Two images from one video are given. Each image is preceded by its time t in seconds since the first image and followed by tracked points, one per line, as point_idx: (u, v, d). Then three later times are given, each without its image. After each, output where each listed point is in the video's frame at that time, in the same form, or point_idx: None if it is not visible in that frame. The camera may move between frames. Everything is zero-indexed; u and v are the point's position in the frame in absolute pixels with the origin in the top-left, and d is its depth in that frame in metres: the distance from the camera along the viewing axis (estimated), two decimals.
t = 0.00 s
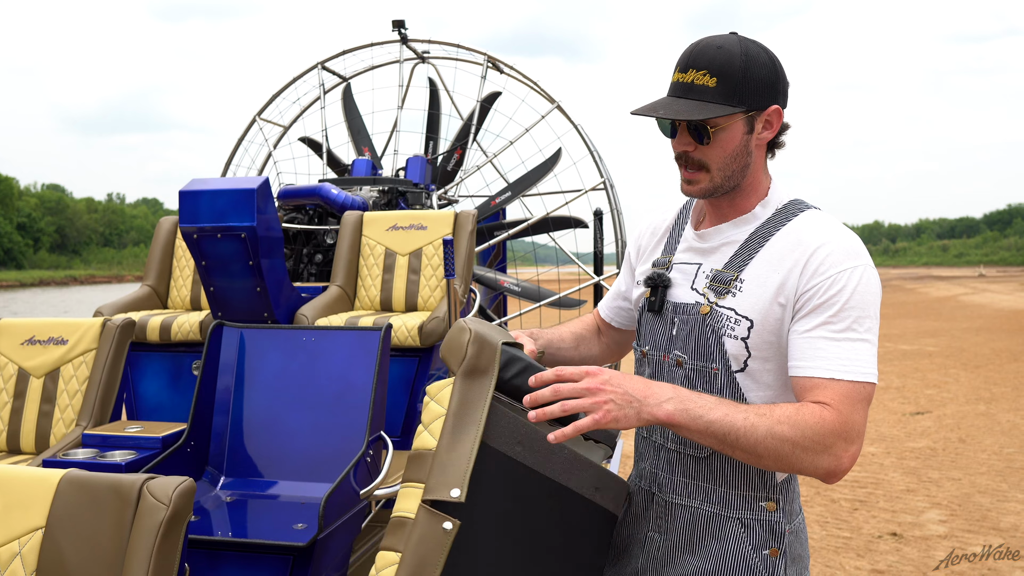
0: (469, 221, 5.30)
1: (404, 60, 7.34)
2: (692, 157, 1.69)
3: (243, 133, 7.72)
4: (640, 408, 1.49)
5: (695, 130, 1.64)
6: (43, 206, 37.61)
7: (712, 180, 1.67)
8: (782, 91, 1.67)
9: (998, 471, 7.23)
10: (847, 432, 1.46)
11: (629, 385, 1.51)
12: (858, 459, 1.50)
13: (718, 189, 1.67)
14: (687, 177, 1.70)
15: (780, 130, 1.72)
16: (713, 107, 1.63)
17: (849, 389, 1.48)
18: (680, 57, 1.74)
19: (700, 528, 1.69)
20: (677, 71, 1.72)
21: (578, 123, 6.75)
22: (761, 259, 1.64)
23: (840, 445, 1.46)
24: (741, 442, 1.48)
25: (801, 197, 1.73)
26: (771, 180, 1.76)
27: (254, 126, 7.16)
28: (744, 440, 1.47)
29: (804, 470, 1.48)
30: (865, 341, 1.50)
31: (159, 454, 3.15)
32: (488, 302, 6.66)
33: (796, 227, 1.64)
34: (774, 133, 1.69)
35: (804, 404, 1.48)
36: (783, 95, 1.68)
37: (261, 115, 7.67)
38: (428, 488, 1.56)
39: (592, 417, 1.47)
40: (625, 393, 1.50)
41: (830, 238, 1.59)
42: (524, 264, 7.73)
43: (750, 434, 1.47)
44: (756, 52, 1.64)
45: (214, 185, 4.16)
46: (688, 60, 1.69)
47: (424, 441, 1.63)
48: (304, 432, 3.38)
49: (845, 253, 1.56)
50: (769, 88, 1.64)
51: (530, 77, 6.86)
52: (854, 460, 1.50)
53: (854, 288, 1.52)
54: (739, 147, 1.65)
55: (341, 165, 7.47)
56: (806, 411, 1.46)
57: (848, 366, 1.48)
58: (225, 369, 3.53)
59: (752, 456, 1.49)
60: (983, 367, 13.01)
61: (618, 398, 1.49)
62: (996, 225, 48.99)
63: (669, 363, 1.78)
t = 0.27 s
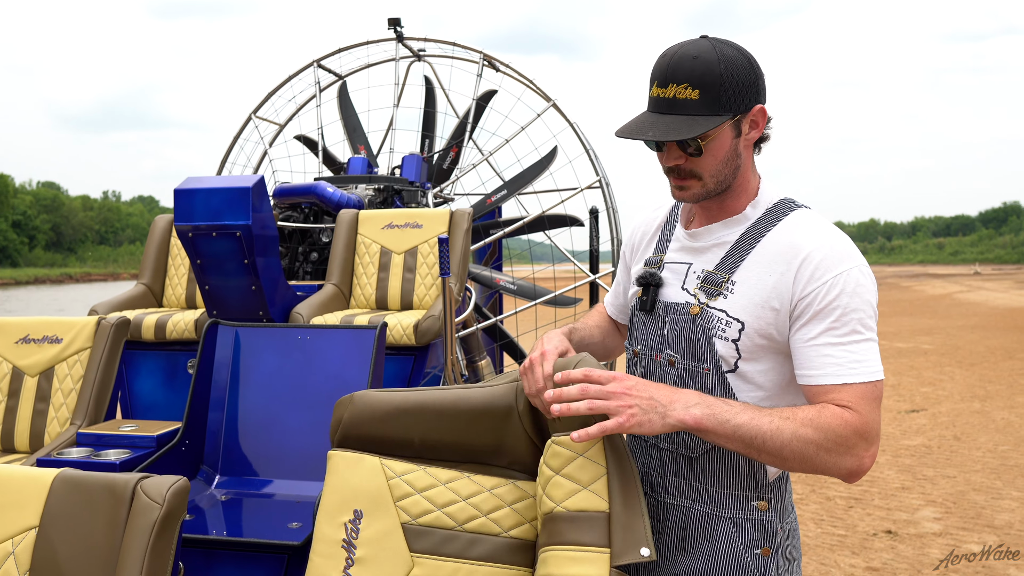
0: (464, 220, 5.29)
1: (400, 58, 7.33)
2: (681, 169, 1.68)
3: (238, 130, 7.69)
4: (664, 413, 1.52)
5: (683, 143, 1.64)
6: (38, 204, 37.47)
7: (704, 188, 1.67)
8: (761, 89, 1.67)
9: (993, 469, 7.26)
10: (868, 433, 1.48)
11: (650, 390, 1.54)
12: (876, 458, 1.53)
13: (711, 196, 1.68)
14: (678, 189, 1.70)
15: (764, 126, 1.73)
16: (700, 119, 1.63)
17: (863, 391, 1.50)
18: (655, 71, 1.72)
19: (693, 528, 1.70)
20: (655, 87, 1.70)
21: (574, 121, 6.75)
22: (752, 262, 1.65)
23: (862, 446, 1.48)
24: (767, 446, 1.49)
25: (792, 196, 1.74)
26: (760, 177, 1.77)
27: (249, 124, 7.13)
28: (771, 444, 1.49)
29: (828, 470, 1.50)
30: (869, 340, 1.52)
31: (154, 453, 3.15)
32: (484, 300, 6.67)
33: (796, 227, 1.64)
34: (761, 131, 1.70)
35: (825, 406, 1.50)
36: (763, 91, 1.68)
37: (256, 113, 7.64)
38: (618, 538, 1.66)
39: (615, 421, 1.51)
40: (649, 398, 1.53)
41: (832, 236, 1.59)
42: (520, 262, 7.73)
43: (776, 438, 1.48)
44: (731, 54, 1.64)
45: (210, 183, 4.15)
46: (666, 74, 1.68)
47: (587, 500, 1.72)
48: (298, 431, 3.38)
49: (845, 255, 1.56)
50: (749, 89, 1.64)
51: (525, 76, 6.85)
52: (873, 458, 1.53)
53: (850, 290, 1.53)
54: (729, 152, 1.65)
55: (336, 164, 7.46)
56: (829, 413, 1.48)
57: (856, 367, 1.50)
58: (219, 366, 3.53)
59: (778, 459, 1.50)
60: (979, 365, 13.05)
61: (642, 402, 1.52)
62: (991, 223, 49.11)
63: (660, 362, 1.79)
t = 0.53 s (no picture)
0: (458, 220, 5.30)
1: (394, 58, 7.33)
2: (703, 151, 1.69)
3: (232, 130, 7.68)
4: (665, 428, 1.50)
5: (717, 124, 1.65)
6: (31, 204, 37.32)
7: (725, 172, 1.69)
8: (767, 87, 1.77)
9: (985, 468, 7.30)
10: (871, 430, 1.50)
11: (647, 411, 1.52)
12: (883, 453, 1.54)
13: (728, 181, 1.70)
14: (695, 170, 1.70)
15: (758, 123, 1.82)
16: (733, 100, 1.64)
17: (866, 389, 1.51)
18: (680, 48, 1.70)
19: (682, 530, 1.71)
20: (682, 65, 1.68)
21: (567, 122, 6.76)
22: (746, 263, 1.66)
23: (866, 443, 1.50)
24: (771, 450, 1.51)
25: (781, 197, 1.76)
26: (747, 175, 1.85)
27: (242, 124, 7.12)
28: (774, 448, 1.51)
29: (834, 469, 1.52)
30: (868, 338, 1.53)
31: (146, 453, 3.14)
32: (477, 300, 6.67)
33: (785, 230, 1.65)
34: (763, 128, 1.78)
35: (826, 406, 1.51)
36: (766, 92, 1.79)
37: (250, 113, 7.62)
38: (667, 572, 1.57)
39: (620, 444, 1.48)
40: (649, 417, 1.51)
41: (820, 236, 1.61)
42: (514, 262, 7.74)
43: (778, 441, 1.50)
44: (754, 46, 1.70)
45: (202, 183, 4.14)
46: (696, 52, 1.67)
47: (641, 546, 1.58)
48: (291, 431, 3.38)
49: (838, 255, 1.57)
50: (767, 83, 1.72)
51: (519, 76, 6.86)
52: (880, 454, 1.54)
53: (848, 289, 1.54)
54: (747, 141, 1.70)
55: (330, 164, 7.45)
56: (830, 413, 1.50)
57: (857, 365, 1.51)
58: (212, 366, 3.53)
59: (782, 462, 1.52)
60: (971, 364, 13.12)
61: (643, 422, 1.50)
62: (984, 223, 49.35)
63: (651, 364, 1.80)
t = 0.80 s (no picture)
0: (451, 220, 5.30)
1: (387, 57, 7.32)
2: (690, 152, 1.70)
3: (224, 129, 7.66)
4: (660, 442, 1.54)
5: (706, 125, 1.66)
6: (23, 203, 37.12)
7: (715, 174, 1.70)
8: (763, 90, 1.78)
9: (977, 467, 7.35)
10: (865, 431, 1.51)
11: (641, 422, 1.56)
12: (878, 451, 1.56)
13: (718, 183, 1.72)
14: (683, 171, 1.72)
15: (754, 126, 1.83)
16: (721, 100, 1.65)
17: (861, 388, 1.52)
18: (671, 50, 1.73)
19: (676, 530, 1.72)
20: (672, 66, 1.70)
21: (561, 121, 6.77)
22: (741, 262, 1.68)
23: (862, 444, 1.51)
24: (767, 460, 1.52)
25: (774, 198, 1.77)
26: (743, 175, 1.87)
27: (235, 124, 7.10)
28: (770, 458, 1.52)
29: (831, 471, 1.53)
30: (863, 337, 1.55)
31: (139, 453, 3.14)
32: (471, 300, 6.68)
33: (775, 233, 1.66)
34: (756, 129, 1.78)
35: (820, 411, 1.52)
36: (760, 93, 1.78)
37: (243, 112, 7.60)
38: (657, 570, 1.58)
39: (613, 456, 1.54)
40: (643, 428, 1.55)
41: (808, 238, 1.62)
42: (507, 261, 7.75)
43: (774, 452, 1.51)
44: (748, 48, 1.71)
45: (195, 182, 4.14)
46: (685, 54, 1.69)
47: (631, 549, 1.59)
48: (285, 431, 3.38)
49: (830, 254, 1.59)
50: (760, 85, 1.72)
51: (512, 75, 6.86)
52: (875, 452, 1.56)
53: (842, 288, 1.56)
54: (736, 141, 1.70)
55: (323, 163, 7.44)
56: (823, 418, 1.51)
57: (852, 364, 1.53)
58: (205, 365, 3.53)
59: (780, 471, 1.53)
60: (963, 363, 13.19)
61: (637, 434, 1.55)
62: (976, 222, 49.61)
63: (645, 364, 1.81)
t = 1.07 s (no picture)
0: (445, 219, 5.31)
1: (381, 57, 7.32)
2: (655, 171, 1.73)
3: (218, 128, 7.65)
4: (654, 442, 1.55)
5: (661, 143, 1.67)
6: (16, 202, 36.95)
7: (681, 189, 1.71)
8: (741, 94, 1.71)
9: (971, 466, 7.40)
10: (857, 432, 1.54)
11: (637, 420, 1.57)
12: (869, 451, 1.59)
13: (687, 197, 1.72)
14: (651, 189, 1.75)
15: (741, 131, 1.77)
16: (673, 121, 1.67)
17: (853, 390, 1.55)
18: (635, 70, 1.76)
19: (667, 531, 1.73)
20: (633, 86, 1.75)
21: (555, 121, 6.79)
22: (735, 262, 1.69)
23: (853, 445, 1.54)
24: (761, 461, 1.54)
25: (769, 199, 1.78)
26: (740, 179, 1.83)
27: (229, 123, 7.09)
28: (765, 458, 1.54)
29: (823, 472, 1.56)
30: (856, 338, 1.57)
31: (133, 453, 3.14)
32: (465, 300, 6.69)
33: (770, 234, 1.67)
34: (738, 136, 1.74)
35: (813, 412, 1.55)
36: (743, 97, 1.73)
37: (236, 111, 7.59)
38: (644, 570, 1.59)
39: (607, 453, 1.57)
40: (638, 427, 1.57)
41: (803, 239, 1.63)
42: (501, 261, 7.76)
43: (769, 452, 1.53)
44: (712, 56, 1.67)
45: (189, 182, 4.13)
46: (644, 74, 1.73)
47: (618, 547, 1.60)
48: (279, 431, 3.39)
49: (825, 256, 1.60)
50: (726, 93, 1.68)
51: (506, 75, 6.88)
52: (867, 453, 1.58)
53: (837, 290, 1.57)
54: (702, 155, 1.69)
55: (317, 163, 7.44)
56: (816, 420, 1.53)
57: (845, 366, 1.55)
58: (200, 365, 3.52)
59: (773, 471, 1.55)
60: (956, 363, 13.26)
61: (631, 432, 1.57)
62: (969, 222, 49.85)
63: (637, 363, 1.82)
